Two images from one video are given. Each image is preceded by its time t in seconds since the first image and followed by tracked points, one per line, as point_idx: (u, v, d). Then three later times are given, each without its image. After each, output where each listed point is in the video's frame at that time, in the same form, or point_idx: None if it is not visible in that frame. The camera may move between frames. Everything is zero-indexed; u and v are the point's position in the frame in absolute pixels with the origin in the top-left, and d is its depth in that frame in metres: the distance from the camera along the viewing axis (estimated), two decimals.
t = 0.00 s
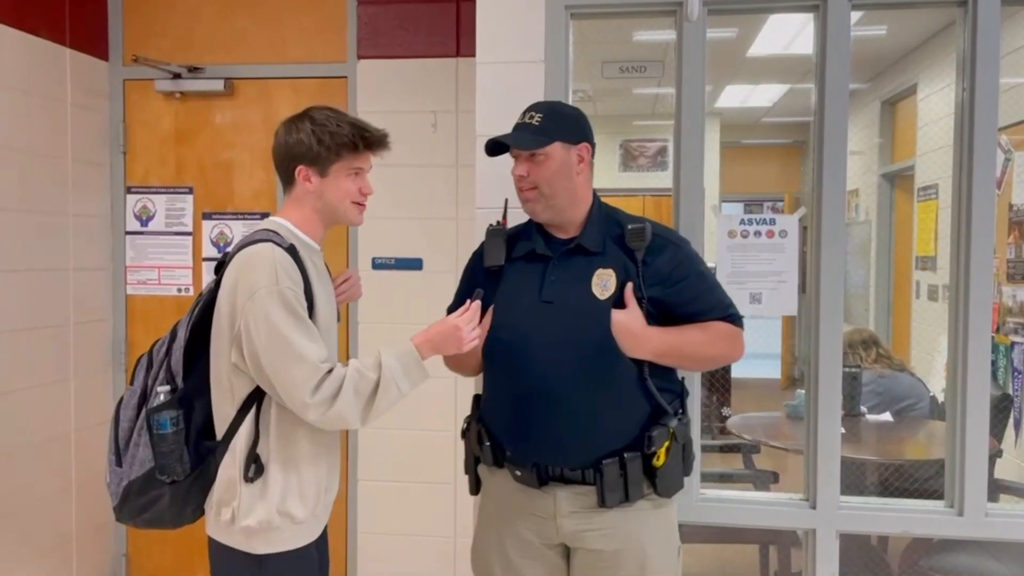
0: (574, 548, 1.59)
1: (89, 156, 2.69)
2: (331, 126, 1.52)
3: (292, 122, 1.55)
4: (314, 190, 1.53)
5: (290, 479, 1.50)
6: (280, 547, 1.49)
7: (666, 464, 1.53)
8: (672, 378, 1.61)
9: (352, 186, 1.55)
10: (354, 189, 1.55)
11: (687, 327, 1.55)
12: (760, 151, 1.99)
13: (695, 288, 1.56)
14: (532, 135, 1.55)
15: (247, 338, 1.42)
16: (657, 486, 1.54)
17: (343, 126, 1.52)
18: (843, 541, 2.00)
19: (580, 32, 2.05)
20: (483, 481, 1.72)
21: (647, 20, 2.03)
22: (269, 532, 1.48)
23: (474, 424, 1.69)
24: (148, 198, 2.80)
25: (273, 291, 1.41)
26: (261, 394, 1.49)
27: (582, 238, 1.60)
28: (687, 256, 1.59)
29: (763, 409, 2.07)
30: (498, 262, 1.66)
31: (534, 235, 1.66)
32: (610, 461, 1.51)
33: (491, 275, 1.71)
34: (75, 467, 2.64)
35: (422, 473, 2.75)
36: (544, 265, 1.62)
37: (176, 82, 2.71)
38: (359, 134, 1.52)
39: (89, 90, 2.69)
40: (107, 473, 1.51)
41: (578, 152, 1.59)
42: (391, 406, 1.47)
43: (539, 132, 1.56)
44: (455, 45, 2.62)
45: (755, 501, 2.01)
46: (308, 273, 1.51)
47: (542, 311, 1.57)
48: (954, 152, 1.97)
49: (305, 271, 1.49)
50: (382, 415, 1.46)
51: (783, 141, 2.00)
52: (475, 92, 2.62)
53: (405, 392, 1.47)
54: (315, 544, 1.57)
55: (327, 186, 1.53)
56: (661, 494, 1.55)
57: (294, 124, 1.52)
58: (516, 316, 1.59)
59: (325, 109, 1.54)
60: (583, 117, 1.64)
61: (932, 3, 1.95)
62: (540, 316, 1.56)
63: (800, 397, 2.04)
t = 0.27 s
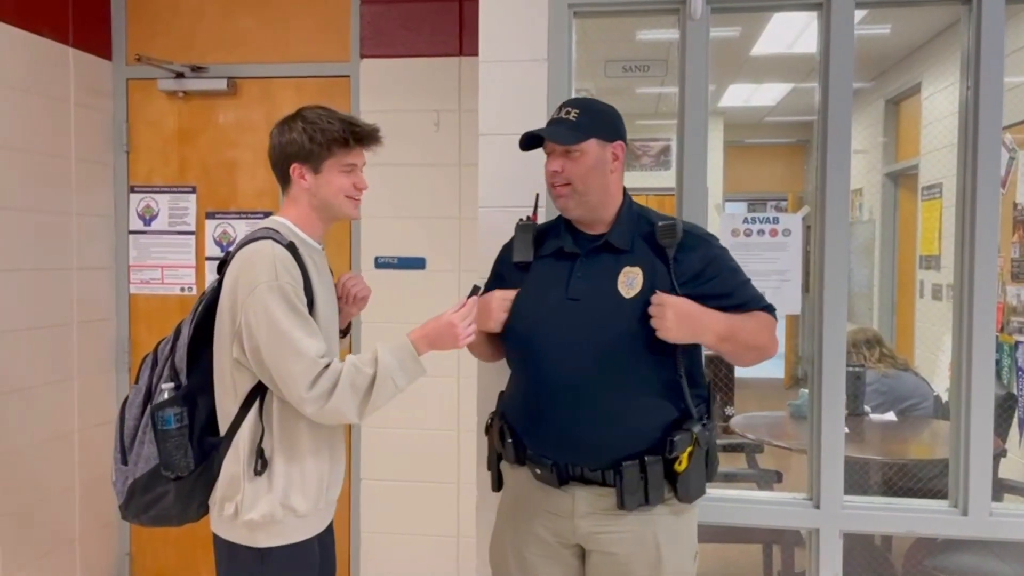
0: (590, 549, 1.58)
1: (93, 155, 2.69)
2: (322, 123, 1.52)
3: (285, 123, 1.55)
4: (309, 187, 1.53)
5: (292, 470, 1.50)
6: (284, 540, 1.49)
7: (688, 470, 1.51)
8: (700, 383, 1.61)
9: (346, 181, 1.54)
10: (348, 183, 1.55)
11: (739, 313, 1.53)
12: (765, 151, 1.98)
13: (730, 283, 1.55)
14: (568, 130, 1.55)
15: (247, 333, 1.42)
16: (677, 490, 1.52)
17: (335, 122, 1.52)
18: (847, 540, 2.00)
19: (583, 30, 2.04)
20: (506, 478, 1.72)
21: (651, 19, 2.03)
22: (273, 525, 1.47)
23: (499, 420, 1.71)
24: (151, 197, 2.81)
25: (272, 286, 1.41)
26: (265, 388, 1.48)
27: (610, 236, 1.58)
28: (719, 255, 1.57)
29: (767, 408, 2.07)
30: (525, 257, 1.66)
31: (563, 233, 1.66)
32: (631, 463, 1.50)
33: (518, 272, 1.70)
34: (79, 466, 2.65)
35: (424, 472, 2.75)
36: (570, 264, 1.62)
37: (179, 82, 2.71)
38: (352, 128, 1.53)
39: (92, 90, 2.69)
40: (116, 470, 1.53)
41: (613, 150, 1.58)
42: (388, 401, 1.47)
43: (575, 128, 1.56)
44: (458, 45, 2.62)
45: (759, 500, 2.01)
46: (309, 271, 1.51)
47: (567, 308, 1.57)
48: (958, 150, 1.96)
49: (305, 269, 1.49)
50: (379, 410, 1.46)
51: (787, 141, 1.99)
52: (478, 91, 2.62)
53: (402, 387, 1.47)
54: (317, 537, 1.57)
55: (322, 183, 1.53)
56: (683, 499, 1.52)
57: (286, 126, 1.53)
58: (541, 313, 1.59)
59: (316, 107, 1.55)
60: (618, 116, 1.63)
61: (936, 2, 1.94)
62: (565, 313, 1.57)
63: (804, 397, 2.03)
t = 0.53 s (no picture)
0: (602, 550, 1.59)
1: (97, 156, 2.70)
2: (313, 124, 1.52)
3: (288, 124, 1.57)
4: (302, 187, 1.54)
5: (291, 471, 1.49)
6: (283, 539, 1.49)
7: (705, 473, 1.51)
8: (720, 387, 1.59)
9: (333, 182, 1.52)
10: (334, 185, 1.52)
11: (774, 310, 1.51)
12: (768, 151, 1.98)
13: (754, 285, 1.54)
14: (588, 143, 1.54)
15: (248, 333, 1.43)
16: (694, 493, 1.52)
17: (324, 122, 1.51)
18: (851, 541, 2.00)
19: (587, 31, 2.04)
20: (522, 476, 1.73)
21: (654, 19, 2.03)
22: (272, 524, 1.48)
23: (515, 419, 1.71)
24: (155, 198, 2.81)
25: (272, 286, 1.41)
26: (266, 389, 1.48)
27: (634, 238, 1.57)
28: (740, 258, 1.57)
29: (770, 409, 2.06)
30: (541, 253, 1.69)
31: (582, 239, 1.67)
32: (648, 465, 1.51)
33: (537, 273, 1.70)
34: (83, 466, 2.65)
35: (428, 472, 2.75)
36: (591, 264, 1.61)
37: (183, 82, 2.72)
38: (339, 128, 1.51)
39: (97, 90, 2.69)
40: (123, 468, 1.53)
41: (633, 157, 1.58)
42: (387, 403, 1.46)
43: (595, 140, 1.54)
44: (461, 45, 2.62)
45: (762, 501, 2.01)
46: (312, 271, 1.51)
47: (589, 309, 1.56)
48: (962, 150, 1.96)
49: (307, 269, 1.49)
50: (377, 411, 1.46)
51: (790, 141, 1.99)
52: (481, 92, 2.62)
53: (400, 389, 1.46)
54: (320, 537, 1.58)
55: (312, 184, 1.52)
56: (699, 502, 1.53)
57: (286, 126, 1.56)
58: (561, 313, 1.59)
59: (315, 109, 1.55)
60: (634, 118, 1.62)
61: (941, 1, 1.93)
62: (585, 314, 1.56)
63: (807, 397, 2.03)
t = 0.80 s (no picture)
0: (613, 549, 1.59)
1: (99, 156, 2.70)
2: (314, 123, 1.52)
3: (284, 123, 1.56)
4: (304, 186, 1.54)
5: (298, 473, 1.49)
6: (290, 538, 1.49)
7: (717, 473, 1.53)
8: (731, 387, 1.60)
9: (337, 180, 1.52)
10: (339, 183, 1.52)
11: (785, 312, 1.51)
12: (770, 150, 1.98)
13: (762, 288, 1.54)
14: (605, 145, 1.54)
15: (251, 333, 1.43)
16: (705, 493, 1.53)
17: (324, 121, 1.51)
18: (854, 541, 1.99)
19: (589, 30, 2.04)
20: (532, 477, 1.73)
21: (656, 18, 2.03)
22: (279, 522, 1.48)
23: (525, 420, 1.72)
24: (157, 198, 2.81)
25: (274, 286, 1.41)
26: (270, 388, 1.48)
27: (643, 240, 1.57)
28: (749, 261, 1.57)
29: (772, 408, 2.05)
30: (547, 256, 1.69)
31: (589, 240, 1.67)
32: (660, 465, 1.51)
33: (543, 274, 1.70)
34: (85, 466, 2.66)
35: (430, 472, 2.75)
36: (599, 265, 1.60)
37: (185, 82, 2.72)
38: (339, 127, 1.51)
39: (99, 90, 2.70)
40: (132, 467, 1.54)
41: (648, 159, 1.58)
42: (389, 402, 1.46)
43: (613, 141, 1.54)
44: (463, 45, 2.61)
45: (765, 501, 2.00)
46: (314, 269, 1.51)
47: (598, 310, 1.56)
48: (966, 150, 1.96)
49: (309, 268, 1.49)
50: (380, 411, 1.45)
51: (792, 140, 1.99)
52: (483, 92, 2.62)
53: (403, 388, 1.45)
54: (326, 538, 1.57)
55: (315, 183, 1.52)
56: (711, 502, 1.54)
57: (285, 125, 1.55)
58: (570, 314, 1.59)
59: (312, 107, 1.55)
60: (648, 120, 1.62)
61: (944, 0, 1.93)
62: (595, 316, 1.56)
63: (810, 397, 2.01)
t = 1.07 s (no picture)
0: (615, 549, 1.59)
1: (100, 155, 2.70)
2: (318, 120, 1.51)
3: (282, 122, 1.55)
4: (309, 186, 1.53)
5: (301, 472, 1.49)
6: (294, 537, 1.49)
7: (719, 472, 1.52)
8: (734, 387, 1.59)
9: (346, 177, 1.53)
10: (348, 179, 1.53)
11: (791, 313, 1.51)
12: (771, 148, 1.98)
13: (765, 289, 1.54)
14: (594, 138, 1.57)
15: (251, 333, 1.43)
16: (709, 493, 1.53)
17: (330, 120, 1.51)
18: (856, 540, 1.99)
19: (590, 29, 2.04)
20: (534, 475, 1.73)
21: (657, 17, 2.02)
22: (282, 522, 1.48)
23: (527, 419, 1.72)
24: (158, 197, 2.81)
25: (274, 286, 1.41)
26: (271, 390, 1.48)
27: (641, 239, 1.58)
28: (754, 260, 1.56)
29: (773, 408, 2.04)
30: (556, 258, 1.66)
31: (592, 235, 1.65)
32: (662, 465, 1.51)
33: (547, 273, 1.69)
34: (86, 465, 2.66)
35: (431, 472, 2.75)
36: (600, 264, 1.61)
37: (185, 81, 2.72)
38: (346, 126, 1.52)
39: (99, 89, 2.70)
40: (136, 470, 1.54)
41: (640, 159, 1.58)
42: (390, 402, 1.46)
43: (604, 137, 1.58)
44: (463, 44, 2.61)
45: (766, 500, 2.00)
46: (314, 268, 1.51)
47: (598, 311, 1.56)
48: (968, 148, 1.96)
49: (309, 267, 1.48)
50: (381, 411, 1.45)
51: (793, 139, 1.99)
52: (483, 91, 2.62)
53: (404, 388, 1.45)
54: (330, 536, 1.57)
55: (323, 182, 1.52)
56: (714, 503, 1.54)
57: (285, 124, 1.53)
58: (573, 314, 1.59)
59: (311, 104, 1.54)
60: (653, 122, 1.63)
61: None
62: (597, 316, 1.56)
63: (810, 396, 2.01)
